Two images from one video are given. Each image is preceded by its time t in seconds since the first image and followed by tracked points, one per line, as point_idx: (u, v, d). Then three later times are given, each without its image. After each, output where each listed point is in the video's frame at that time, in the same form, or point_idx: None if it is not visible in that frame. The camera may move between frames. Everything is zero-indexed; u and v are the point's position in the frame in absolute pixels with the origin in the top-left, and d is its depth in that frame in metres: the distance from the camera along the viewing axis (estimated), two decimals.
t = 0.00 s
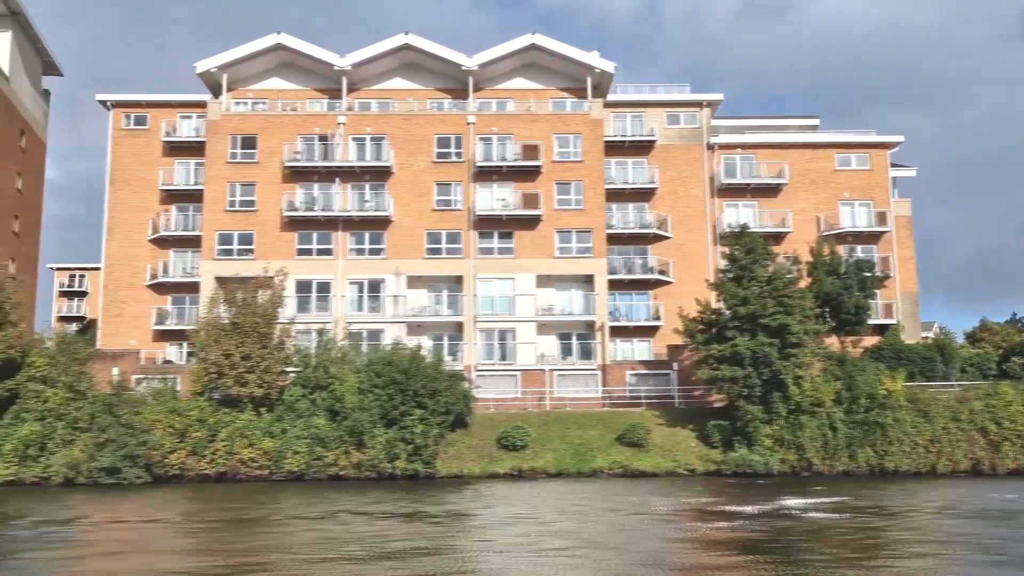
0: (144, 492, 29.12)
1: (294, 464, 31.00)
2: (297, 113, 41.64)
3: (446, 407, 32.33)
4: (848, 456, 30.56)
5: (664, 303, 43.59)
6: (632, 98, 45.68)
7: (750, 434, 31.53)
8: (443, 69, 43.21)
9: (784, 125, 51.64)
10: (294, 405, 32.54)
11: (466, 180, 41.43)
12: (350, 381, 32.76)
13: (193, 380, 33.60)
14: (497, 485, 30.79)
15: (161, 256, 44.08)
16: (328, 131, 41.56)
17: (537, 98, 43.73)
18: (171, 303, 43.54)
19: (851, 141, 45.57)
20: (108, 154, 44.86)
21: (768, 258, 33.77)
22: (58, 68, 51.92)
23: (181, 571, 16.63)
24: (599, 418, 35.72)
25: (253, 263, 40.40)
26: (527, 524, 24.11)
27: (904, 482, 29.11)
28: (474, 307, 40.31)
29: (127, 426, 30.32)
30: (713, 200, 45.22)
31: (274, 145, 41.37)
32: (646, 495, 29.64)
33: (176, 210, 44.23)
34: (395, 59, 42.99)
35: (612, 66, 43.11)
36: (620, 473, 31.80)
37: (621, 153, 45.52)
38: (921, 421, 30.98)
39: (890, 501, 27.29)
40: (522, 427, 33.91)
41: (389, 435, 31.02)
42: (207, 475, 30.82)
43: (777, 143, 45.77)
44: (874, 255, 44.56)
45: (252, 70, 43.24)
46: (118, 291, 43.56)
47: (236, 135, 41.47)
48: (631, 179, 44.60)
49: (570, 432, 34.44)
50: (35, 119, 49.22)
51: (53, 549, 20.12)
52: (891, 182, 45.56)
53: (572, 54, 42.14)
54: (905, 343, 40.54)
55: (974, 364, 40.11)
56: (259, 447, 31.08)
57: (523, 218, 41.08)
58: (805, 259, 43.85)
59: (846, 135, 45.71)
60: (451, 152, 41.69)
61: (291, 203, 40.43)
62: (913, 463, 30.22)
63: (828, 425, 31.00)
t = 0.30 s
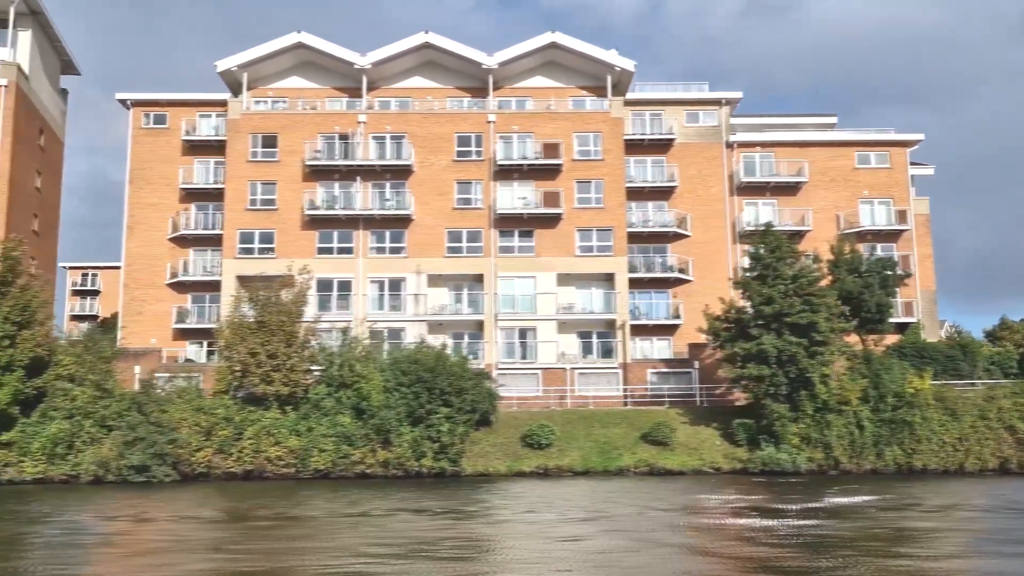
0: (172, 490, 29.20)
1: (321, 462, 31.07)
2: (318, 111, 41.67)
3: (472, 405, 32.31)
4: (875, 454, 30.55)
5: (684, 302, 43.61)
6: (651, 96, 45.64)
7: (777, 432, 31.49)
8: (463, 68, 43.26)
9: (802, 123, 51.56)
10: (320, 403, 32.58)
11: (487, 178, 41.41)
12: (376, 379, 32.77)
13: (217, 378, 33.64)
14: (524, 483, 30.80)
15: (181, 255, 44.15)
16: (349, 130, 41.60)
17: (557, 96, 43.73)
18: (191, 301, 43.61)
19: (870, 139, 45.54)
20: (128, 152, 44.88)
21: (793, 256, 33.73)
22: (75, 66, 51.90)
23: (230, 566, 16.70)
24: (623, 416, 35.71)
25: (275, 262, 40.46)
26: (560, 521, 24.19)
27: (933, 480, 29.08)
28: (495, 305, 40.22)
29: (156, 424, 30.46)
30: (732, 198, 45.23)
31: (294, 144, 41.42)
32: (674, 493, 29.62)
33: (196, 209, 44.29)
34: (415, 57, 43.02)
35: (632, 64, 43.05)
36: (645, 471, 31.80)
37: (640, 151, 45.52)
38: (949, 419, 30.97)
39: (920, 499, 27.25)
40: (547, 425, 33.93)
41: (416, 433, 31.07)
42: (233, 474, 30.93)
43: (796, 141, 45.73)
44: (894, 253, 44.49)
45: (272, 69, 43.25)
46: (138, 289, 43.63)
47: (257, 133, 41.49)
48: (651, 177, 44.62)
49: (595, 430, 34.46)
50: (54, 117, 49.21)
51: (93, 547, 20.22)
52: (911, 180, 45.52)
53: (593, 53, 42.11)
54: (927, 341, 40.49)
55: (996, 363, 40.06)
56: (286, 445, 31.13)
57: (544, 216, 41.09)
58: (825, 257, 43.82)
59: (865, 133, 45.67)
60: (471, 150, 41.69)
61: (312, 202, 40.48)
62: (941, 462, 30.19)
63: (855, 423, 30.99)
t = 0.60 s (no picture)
0: (200, 488, 29.23)
1: (347, 461, 31.08)
2: (338, 111, 41.69)
3: (497, 403, 32.30)
4: (902, 453, 30.52)
5: (704, 301, 43.55)
6: (669, 95, 45.59)
7: (803, 430, 31.40)
8: (482, 66, 43.24)
9: (819, 121, 51.48)
10: (344, 402, 32.61)
11: (507, 177, 41.39)
12: (401, 378, 32.76)
13: (242, 377, 33.68)
14: (550, 482, 30.76)
15: (201, 254, 44.16)
16: (369, 129, 41.63)
17: (577, 95, 43.70)
18: (211, 300, 43.63)
19: (889, 138, 45.48)
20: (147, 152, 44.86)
21: (817, 255, 33.72)
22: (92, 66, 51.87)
23: (276, 563, 16.71)
24: (646, 415, 35.67)
25: (295, 261, 40.49)
26: (592, 520, 24.19)
27: (961, 478, 29.03)
28: (516, 304, 40.27)
29: (184, 423, 30.47)
30: (751, 197, 45.19)
31: (315, 143, 41.45)
32: (702, 492, 29.55)
33: (216, 208, 44.32)
34: (434, 56, 43.05)
35: (652, 63, 43.00)
36: (671, 470, 31.76)
37: (659, 150, 45.49)
38: (976, 418, 31.00)
39: (949, 497, 27.19)
40: (571, 425, 33.95)
41: (442, 432, 31.10)
42: (259, 472, 30.96)
43: (815, 139, 45.67)
44: (914, 252, 44.41)
45: (291, 68, 43.27)
46: (158, 289, 43.66)
47: (278, 132, 41.52)
48: (669, 176, 44.61)
49: (619, 429, 34.45)
50: (71, 116, 49.18)
51: (130, 544, 20.24)
52: (930, 178, 45.45)
53: (612, 51, 42.09)
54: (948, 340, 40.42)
55: (1018, 361, 39.98)
56: (312, 444, 31.17)
57: (565, 215, 41.09)
58: (845, 255, 43.75)
59: (884, 131, 45.61)
60: (491, 149, 41.66)
61: (333, 201, 40.51)
62: (969, 460, 30.18)
63: (882, 422, 30.95)
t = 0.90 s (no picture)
0: (227, 488, 29.26)
1: (373, 460, 31.08)
2: (358, 110, 41.71)
3: (522, 403, 32.32)
4: (930, 452, 30.46)
5: (723, 300, 43.59)
6: (688, 94, 45.56)
7: (829, 430, 31.37)
8: (502, 66, 43.25)
9: (837, 120, 51.41)
10: (369, 402, 32.66)
11: (527, 177, 41.39)
12: (426, 377, 32.79)
13: (266, 377, 33.70)
14: (577, 482, 30.72)
15: (220, 254, 44.20)
16: (389, 128, 41.64)
17: (596, 94, 43.70)
18: (230, 300, 43.67)
19: (909, 137, 45.41)
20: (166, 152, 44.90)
21: (843, 255, 33.70)
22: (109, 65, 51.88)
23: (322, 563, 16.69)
24: (670, 414, 35.64)
25: (316, 261, 40.56)
26: (625, 520, 24.19)
27: (991, 478, 28.96)
28: (536, 303, 40.28)
29: (212, 422, 30.49)
30: (771, 196, 45.18)
31: (335, 142, 41.47)
32: (729, 492, 29.49)
33: (235, 208, 44.39)
34: (453, 56, 43.05)
35: (672, 62, 42.96)
36: (696, 469, 31.73)
37: (678, 149, 45.45)
38: (1004, 418, 31.09)
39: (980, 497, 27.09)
40: (595, 424, 33.95)
41: (468, 431, 31.14)
42: (285, 471, 31.04)
43: (834, 138, 45.64)
44: (934, 251, 44.36)
45: (311, 68, 43.28)
46: (177, 288, 43.68)
47: (298, 132, 41.61)
48: (688, 175, 44.55)
49: (643, 429, 34.45)
50: (89, 116, 49.20)
51: (168, 544, 20.29)
52: (950, 177, 45.42)
53: (632, 51, 42.06)
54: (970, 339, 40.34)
55: None
56: (338, 443, 31.22)
57: (585, 215, 41.10)
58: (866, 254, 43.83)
59: (904, 130, 45.56)
60: (511, 149, 41.65)
61: (354, 201, 40.50)
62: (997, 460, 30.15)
63: (909, 421, 31.00)
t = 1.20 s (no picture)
0: (254, 488, 29.30)
1: (399, 460, 31.10)
2: (378, 111, 41.74)
3: (548, 403, 32.32)
4: (957, 452, 30.44)
5: (743, 301, 43.56)
6: (707, 94, 45.53)
7: (855, 430, 31.33)
8: (521, 66, 43.25)
9: (854, 120, 51.33)
10: (394, 402, 32.66)
11: (547, 177, 41.38)
12: (451, 377, 32.79)
13: (290, 377, 33.76)
14: (603, 482, 30.70)
15: (240, 254, 44.24)
16: (409, 129, 41.69)
17: (616, 94, 43.68)
18: (250, 300, 43.71)
19: (928, 136, 45.32)
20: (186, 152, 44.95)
21: (867, 255, 33.69)
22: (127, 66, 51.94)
23: (363, 562, 16.66)
24: (693, 415, 35.65)
25: (337, 261, 40.59)
26: (656, 520, 24.18)
27: (1019, 478, 28.91)
28: (557, 303, 40.29)
29: (241, 422, 30.57)
30: (789, 196, 45.12)
31: (355, 143, 41.51)
32: (756, 492, 29.48)
33: (254, 208, 44.38)
34: (473, 56, 43.08)
35: (691, 62, 42.93)
36: (722, 469, 31.70)
37: (696, 149, 45.43)
38: None
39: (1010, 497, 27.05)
40: (619, 424, 33.94)
41: (494, 431, 31.13)
42: (311, 471, 31.13)
43: (853, 138, 45.60)
44: (954, 251, 44.30)
45: (330, 68, 43.33)
46: (197, 288, 43.71)
47: (318, 133, 41.64)
48: (707, 175, 44.51)
49: (666, 429, 34.44)
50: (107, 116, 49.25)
51: (202, 543, 20.30)
52: (969, 177, 45.36)
53: (652, 51, 42.05)
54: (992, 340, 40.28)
55: None
56: (363, 443, 31.26)
57: (606, 215, 41.08)
58: (886, 254, 43.68)
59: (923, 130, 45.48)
60: (531, 149, 41.66)
61: (374, 201, 40.51)
62: None
63: (936, 421, 30.94)
